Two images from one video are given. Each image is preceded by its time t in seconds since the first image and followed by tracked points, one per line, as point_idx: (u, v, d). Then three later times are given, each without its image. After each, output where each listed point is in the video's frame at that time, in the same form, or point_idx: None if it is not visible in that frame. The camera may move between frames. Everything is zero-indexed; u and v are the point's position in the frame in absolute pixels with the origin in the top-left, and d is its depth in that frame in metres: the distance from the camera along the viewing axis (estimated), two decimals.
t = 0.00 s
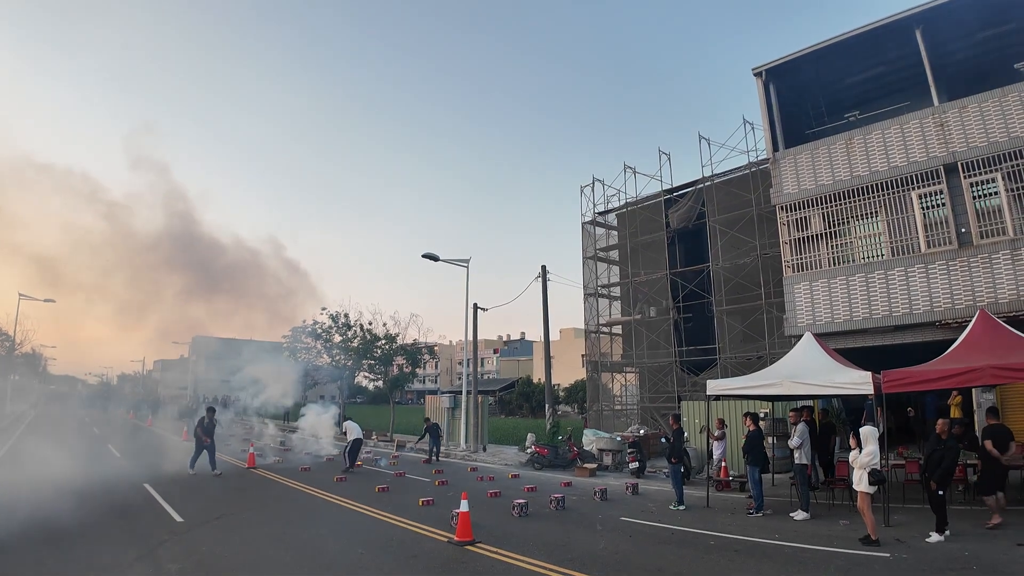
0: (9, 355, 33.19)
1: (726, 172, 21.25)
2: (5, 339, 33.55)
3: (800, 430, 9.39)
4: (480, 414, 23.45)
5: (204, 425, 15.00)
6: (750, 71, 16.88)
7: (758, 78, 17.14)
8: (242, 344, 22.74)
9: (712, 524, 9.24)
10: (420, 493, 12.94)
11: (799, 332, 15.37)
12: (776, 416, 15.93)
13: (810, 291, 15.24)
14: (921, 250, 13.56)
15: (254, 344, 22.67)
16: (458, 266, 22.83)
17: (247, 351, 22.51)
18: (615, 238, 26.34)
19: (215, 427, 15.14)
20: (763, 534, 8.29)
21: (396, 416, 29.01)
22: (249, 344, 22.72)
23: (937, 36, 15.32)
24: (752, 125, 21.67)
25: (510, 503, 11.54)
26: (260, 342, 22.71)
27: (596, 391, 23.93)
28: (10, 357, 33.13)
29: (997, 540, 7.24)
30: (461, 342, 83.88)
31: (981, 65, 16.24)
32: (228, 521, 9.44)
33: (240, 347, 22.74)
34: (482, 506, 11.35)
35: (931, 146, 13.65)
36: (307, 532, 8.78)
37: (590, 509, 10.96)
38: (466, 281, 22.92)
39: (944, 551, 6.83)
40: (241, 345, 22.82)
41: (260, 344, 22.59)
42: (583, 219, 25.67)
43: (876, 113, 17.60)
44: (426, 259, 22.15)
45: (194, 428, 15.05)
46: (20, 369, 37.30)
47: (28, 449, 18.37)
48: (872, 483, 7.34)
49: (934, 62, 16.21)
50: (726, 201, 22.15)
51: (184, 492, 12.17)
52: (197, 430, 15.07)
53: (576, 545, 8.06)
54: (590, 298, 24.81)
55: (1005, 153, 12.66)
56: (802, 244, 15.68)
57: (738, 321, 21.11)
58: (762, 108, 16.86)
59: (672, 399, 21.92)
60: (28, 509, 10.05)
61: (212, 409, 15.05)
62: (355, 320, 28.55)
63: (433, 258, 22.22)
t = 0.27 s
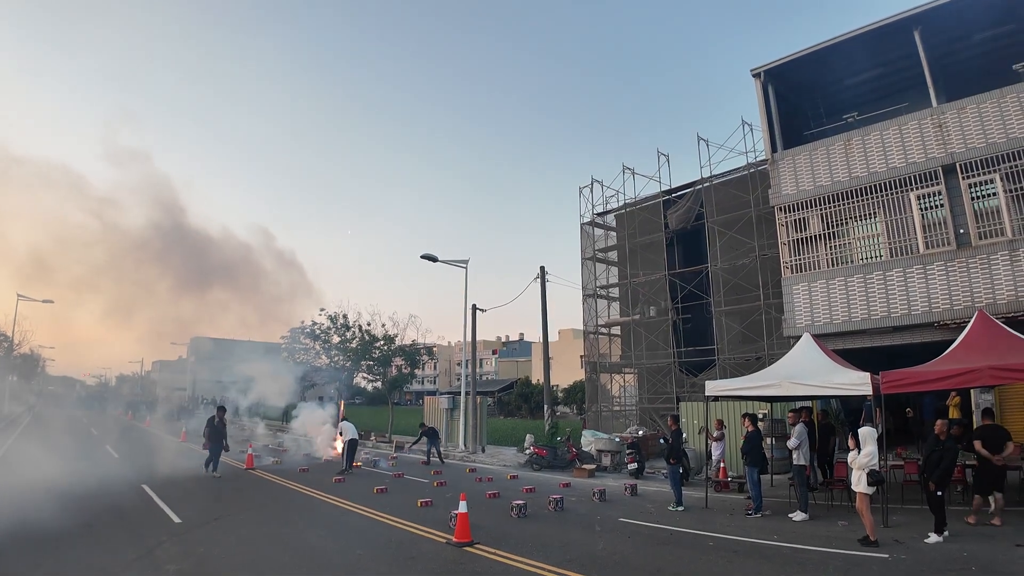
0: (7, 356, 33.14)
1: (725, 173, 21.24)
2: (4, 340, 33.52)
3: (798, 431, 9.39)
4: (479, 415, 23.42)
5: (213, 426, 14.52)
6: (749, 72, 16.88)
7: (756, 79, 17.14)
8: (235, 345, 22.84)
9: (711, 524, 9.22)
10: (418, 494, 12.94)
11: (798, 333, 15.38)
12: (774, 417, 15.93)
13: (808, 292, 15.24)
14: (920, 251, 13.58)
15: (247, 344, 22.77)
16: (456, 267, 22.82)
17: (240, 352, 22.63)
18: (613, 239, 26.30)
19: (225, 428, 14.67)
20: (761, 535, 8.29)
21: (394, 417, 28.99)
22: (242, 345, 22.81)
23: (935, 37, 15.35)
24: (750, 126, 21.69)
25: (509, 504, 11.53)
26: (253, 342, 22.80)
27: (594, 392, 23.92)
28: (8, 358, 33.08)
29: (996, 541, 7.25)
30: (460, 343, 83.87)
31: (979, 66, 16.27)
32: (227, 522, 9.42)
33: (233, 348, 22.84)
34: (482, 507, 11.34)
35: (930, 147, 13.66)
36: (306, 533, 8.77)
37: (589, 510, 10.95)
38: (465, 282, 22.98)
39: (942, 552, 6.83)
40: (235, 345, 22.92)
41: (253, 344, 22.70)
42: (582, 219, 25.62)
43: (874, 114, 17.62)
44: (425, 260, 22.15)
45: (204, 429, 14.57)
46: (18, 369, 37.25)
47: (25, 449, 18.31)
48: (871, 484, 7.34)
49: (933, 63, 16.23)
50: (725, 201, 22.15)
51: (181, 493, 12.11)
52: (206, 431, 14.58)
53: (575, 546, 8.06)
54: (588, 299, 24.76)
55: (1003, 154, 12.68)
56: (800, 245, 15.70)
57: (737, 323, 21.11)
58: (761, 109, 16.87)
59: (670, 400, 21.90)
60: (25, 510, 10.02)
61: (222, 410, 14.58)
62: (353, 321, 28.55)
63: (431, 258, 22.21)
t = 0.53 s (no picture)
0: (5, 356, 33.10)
1: (724, 174, 21.24)
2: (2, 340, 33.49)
3: (796, 431, 9.38)
4: (478, 416, 23.38)
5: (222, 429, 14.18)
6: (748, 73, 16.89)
7: (755, 80, 17.16)
8: (228, 346, 22.88)
9: (710, 525, 9.22)
10: (417, 494, 12.93)
11: (797, 334, 15.39)
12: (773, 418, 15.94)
13: (807, 293, 15.26)
14: (918, 252, 13.59)
15: (240, 345, 22.84)
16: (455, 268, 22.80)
17: (233, 353, 22.72)
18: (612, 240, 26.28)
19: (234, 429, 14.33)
20: (760, 536, 8.29)
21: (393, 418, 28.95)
22: (235, 346, 22.86)
23: (934, 39, 15.38)
24: (749, 126, 21.70)
25: (508, 505, 11.53)
26: (246, 343, 22.86)
27: (593, 393, 23.90)
28: (6, 358, 33.03)
29: (995, 542, 7.26)
30: (459, 344, 83.84)
31: (978, 67, 16.32)
32: (226, 523, 9.40)
33: (227, 349, 22.91)
34: (481, 508, 11.35)
35: (929, 148, 13.67)
36: (305, 534, 8.75)
37: (587, 511, 10.95)
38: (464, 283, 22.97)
39: (941, 553, 6.84)
40: (228, 347, 22.98)
41: (246, 345, 22.76)
42: (581, 220, 25.60)
43: (873, 115, 17.65)
44: (424, 261, 22.14)
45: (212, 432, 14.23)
46: (15, 370, 37.18)
47: (22, 450, 18.28)
48: (870, 485, 7.34)
49: (931, 65, 16.27)
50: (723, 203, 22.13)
51: (180, 494, 12.09)
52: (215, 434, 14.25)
53: (574, 547, 8.06)
54: (587, 300, 24.74)
55: (1002, 155, 12.70)
56: (799, 246, 15.70)
57: (736, 324, 21.10)
58: (759, 110, 16.89)
59: (669, 401, 21.90)
60: (23, 511, 9.99)
61: (231, 412, 14.24)
62: (351, 322, 28.54)
63: (430, 259, 22.20)
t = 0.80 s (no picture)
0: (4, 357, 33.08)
1: (723, 175, 21.25)
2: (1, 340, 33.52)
3: (795, 432, 9.36)
4: (477, 417, 23.32)
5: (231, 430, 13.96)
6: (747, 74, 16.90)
7: (755, 81, 17.17)
8: (222, 346, 22.92)
9: (710, 526, 9.20)
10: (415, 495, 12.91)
11: (796, 335, 15.40)
12: (772, 418, 15.94)
13: (807, 294, 15.26)
14: (917, 253, 13.60)
15: (236, 346, 22.86)
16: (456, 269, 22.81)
17: (229, 354, 22.84)
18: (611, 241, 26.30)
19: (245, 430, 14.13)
20: (760, 537, 8.28)
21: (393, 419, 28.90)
22: (230, 346, 22.95)
23: (933, 40, 15.40)
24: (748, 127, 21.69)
25: (507, 506, 11.52)
26: (241, 344, 22.96)
27: (592, 394, 23.87)
28: (5, 359, 33.00)
29: (994, 543, 7.26)
30: (458, 344, 83.78)
31: (977, 68, 16.34)
32: (225, 524, 9.38)
33: (222, 350, 22.95)
34: (480, 508, 11.33)
35: (928, 149, 13.68)
36: (305, 535, 8.73)
37: (587, 511, 10.94)
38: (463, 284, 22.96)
39: (941, 554, 6.83)
40: (223, 347, 23.00)
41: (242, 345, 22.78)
42: (580, 221, 25.63)
43: (872, 116, 17.66)
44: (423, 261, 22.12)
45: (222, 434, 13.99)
46: (14, 371, 37.20)
47: (19, 451, 18.24)
48: (869, 486, 7.32)
49: (931, 66, 16.29)
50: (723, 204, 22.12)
51: (178, 495, 12.07)
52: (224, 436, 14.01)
53: (573, 548, 8.05)
54: (587, 300, 24.75)
55: (1001, 156, 12.72)
56: (799, 247, 15.71)
57: (735, 325, 21.09)
58: (759, 111, 16.89)
59: (668, 402, 21.87)
60: (22, 512, 9.96)
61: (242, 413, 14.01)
62: (351, 323, 28.53)
63: (429, 260, 22.17)
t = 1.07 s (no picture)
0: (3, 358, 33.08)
1: (722, 175, 21.23)
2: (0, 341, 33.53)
3: (795, 433, 9.35)
4: (477, 418, 23.29)
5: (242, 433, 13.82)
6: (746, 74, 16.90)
7: (754, 81, 17.17)
8: (216, 348, 23.00)
9: (709, 527, 9.18)
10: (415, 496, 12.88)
11: (795, 335, 15.39)
12: (771, 419, 15.93)
13: (806, 295, 15.27)
14: (916, 253, 13.60)
15: (229, 347, 22.96)
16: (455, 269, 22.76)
17: (223, 356, 22.88)
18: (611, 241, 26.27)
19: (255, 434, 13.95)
20: (759, 538, 8.26)
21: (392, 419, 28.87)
22: (224, 348, 22.99)
23: (933, 40, 15.40)
24: (746, 128, 21.69)
25: (506, 507, 11.50)
26: (235, 346, 22.98)
27: (592, 395, 23.85)
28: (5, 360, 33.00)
29: (994, 543, 7.24)
30: (457, 345, 83.79)
31: (976, 68, 16.35)
32: (224, 525, 9.36)
33: (218, 353, 23.03)
34: (479, 509, 11.31)
35: (927, 149, 13.69)
36: (304, 536, 8.71)
37: (586, 512, 10.93)
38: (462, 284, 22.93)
39: (941, 554, 6.81)
40: (218, 349, 23.13)
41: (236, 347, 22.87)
42: (580, 222, 25.60)
43: (871, 117, 17.66)
44: (422, 262, 22.11)
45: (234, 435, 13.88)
46: (14, 372, 37.21)
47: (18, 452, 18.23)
48: (869, 487, 7.31)
49: (930, 66, 16.30)
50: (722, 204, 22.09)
51: (177, 496, 12.05)
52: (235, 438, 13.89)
53: (572, 549, 8.06)
54: (586, 301, 24.77)
55: (1000, 157, 12.72)
56: (798, 247, 15.71)
57: (734, 326, 21.09)
58: (758, 111, 16.89)
59: (668, 403, 21.86)
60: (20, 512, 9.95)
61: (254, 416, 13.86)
62: (350, 323, 28.52)
63: (428, 261, 22.16)
